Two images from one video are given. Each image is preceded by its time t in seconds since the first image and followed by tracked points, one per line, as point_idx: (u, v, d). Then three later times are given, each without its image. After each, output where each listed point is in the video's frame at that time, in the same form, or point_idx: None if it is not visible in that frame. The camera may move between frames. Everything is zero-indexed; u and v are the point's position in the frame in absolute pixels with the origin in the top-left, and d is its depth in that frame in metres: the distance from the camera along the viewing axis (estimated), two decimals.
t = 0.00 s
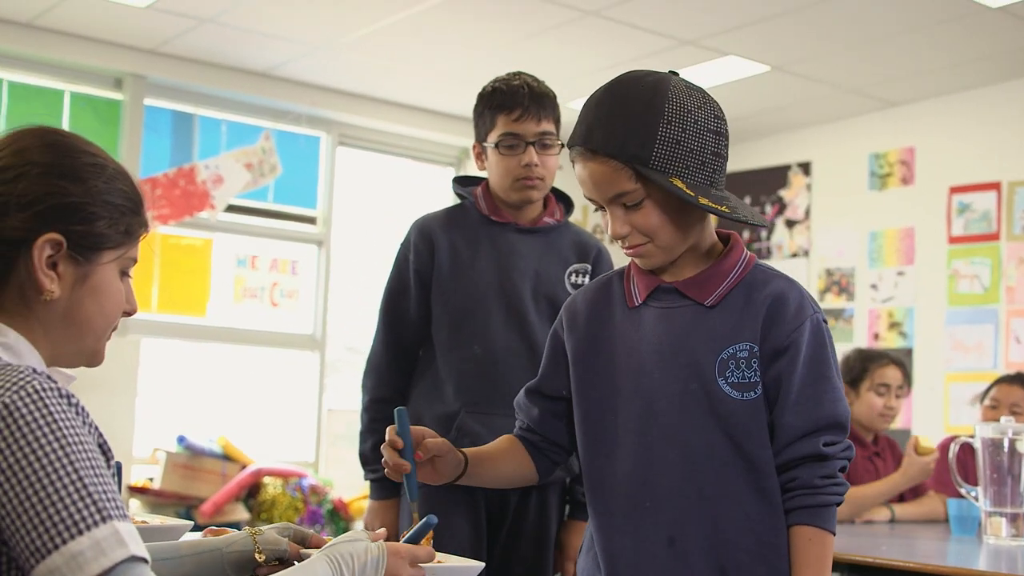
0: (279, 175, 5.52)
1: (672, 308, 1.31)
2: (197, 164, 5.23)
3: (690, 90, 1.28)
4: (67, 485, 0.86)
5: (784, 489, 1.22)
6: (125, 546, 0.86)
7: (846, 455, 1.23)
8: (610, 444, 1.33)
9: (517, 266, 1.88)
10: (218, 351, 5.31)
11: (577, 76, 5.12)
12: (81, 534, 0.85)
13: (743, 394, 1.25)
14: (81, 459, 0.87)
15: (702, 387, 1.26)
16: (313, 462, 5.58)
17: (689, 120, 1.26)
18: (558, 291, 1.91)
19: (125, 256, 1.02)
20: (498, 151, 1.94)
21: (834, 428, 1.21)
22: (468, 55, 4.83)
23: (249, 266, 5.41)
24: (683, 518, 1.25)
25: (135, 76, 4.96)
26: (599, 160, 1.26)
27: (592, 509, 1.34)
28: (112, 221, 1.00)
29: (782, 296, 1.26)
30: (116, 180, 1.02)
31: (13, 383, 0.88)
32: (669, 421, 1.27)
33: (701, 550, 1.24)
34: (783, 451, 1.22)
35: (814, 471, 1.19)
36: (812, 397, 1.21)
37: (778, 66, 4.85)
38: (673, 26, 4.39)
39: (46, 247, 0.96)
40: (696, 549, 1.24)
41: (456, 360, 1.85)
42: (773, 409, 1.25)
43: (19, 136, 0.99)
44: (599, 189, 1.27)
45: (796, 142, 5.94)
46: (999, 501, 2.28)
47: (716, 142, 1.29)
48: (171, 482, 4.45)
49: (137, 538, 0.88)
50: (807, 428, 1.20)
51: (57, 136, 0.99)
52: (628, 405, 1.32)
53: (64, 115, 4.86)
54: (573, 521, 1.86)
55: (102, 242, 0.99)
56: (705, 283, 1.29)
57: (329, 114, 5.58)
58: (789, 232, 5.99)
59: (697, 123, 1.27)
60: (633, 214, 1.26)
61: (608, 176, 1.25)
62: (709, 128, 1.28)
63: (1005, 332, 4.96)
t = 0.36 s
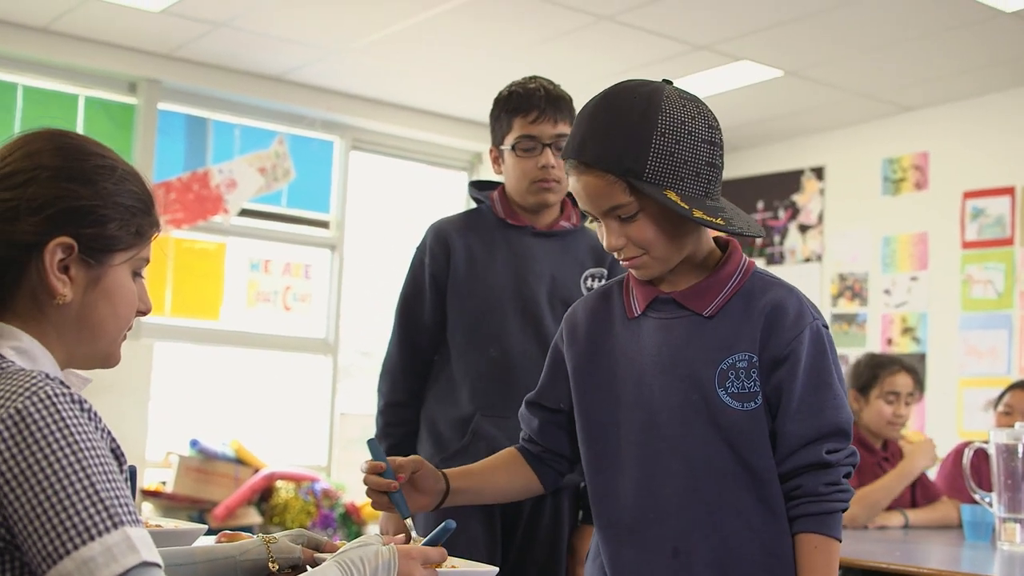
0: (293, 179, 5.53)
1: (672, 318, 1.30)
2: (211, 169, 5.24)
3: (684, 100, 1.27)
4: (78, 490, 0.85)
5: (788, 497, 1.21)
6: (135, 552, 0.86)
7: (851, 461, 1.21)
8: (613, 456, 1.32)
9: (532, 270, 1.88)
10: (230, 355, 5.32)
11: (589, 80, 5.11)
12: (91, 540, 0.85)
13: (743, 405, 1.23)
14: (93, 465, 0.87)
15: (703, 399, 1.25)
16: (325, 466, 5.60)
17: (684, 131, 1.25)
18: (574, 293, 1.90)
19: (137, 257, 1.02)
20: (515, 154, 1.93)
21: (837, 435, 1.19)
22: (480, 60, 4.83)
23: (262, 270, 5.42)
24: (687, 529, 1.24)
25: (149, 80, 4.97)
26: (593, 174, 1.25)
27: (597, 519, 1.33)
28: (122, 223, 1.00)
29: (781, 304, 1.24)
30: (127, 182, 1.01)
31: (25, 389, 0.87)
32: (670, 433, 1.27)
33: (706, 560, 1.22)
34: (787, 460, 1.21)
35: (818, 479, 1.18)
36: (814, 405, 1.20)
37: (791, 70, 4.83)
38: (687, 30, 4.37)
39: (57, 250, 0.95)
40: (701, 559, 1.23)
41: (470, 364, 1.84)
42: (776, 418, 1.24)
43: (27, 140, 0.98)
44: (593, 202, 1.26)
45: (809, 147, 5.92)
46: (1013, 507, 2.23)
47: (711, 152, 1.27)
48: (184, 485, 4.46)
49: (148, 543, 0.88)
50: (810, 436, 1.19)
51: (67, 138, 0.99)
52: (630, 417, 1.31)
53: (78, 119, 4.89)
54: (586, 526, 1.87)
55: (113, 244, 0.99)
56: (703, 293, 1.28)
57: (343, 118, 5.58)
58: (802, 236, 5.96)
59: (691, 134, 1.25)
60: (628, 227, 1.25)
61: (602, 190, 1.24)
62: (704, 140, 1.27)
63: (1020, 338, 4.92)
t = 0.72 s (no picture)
0: (302, 178, 5.54)
1: (670, 319, 1.30)
2: (221, 168, 5.25)
3: (671, 104, 1.26)
4: (91, 489, 0.85)
5: (786, 497, 1.20)
6: (147, 551, 0.86)
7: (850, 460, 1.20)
8: (612, 457, 1.32)
9: (548, 270, 1.87)
10: (240, 354, 5.33)
11: (598, 80, 5.10)
12: (103, 539, 0.85)
13: (740, 405, 1.23)
14: (105, 463, 0.87)
15: (699, 400, 1.25)
16: (335, 465, 5.60)
17: (672, 136, 1.24)
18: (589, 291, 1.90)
19: (146, 253, 1.02)
20: (530, 153, 1.92)
21: (833, 435, 1.18)
22: (489, 59, 4.83)
23: (272, 269, 5.43)
24: (684, 530, 1.23)
25: (159, 80, 4.98)
26: (584, 182, 1.24)
27: (598, 520, 1.33)
28: (131, 220, 0.99)
29: (777, 303, 1.24)
30: (135, 178, 1.01)
31: (37, 388, 0.87)
32: (666, 434, 1.26)
33: (704, 562, 1.22)
34: (783, 460, 1.20)
35: (814, 478, 1.17)
36: (809, 404, 1.19)
37: (801, 69, 4.82)
38: (696, 29, 4.36)
39: (66, 249, 0.95)
40: (699, 561, 1.22)
41: (486, 361, 1.84)
42: (772, 417, 1.23)
43: (36, 140, 0.99)
44: (586, 210, 1.25)
45: (820, 146, 5.90)
46: None
47: (701, 155, 1.26)
48: (194, 483, 4.45)
49: (161, 542, 0.88)
50: (805, 435, 1.18)
51: (74, 137, 0.99)
52: (628, 417, 1.31)
53: (88, 119, 4.90)
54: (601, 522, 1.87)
55: (122, 241, 0.98)
56: (699, 295, 1.27)
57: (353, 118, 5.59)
58: (812, 236, 5.95)
59: (680, 139, 1.24)
60: (623, 234, 1.24)
61: (595, 198, 1.23)
62: (695, 143, 1.26)
63: None
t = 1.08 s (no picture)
0: (311, 179, 5.54)
1: (681, 321, 1.29)
2: (230, 169, 5.25)
3: (695, 105, 1.26)
4: (99, 490, 0.85)
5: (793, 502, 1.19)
6: (155, 552, 0.85)
7: (858, 468, 1.19)
8: (620, 458, 1.32)
9: (559, 272, 1.87)
10: (248, 354, 5.33)
11: (607, 82, 5.10)
12: (111, 541, 0.84)
13: (749, 408, 1.22)
14: (113, 464, 0.86)
15: (708, 402, 1.24)
16: (342, 466, 5.60)
17: (695, 137, 1.23)
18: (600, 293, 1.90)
19: (156, 253, 1.02)
20: (540, 158, 1.91)
21: (842, 442, 1.17)
22: (497, 61, 4.83)
23: (280, 271, 5.43)
24: (690, 532, 1.22)
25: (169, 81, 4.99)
26: (604, 179, 1.23)
27: (605, 520, 1.33)
28: (141, 220, 0.99)
29: (788, 307, 1.23)
30: (144, 178, 1.01)
31: (45, 389, 0.87)
32: (675, 436, 1.25)
33: (709, 563, 1.21)
34: (791, 464, 1.19)
35: (821, 483, 1.16)
36: (818, 410, 1.18)
37: (810, 72, 4.81)
38: (705, 32, 4.35)
39: (75, 249, 0.95)
40: (704, 563, 1.21)
41: (498, 362, 1.84)
42: (782, 422, 1.22)
43: (43, 141, 0.98)
44: (603, 207, 1.24)
45: (829, 149, 5.89)
46: None
47: (721, 158, 1.26)
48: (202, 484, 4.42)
49: (169, 543, 0.87)
50: (814, 440, 1.17)
51: (83, 138, 0.99)
52: (638, 417, 1.30)
53: (98, 121, 4.91)
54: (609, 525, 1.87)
55: (130, 242, 0.98)
56: (712, 297, 1.26)
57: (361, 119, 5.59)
58: (820, 239, 5.93)
59: (702, 140, 1.24)
60: (640, 232, 1.23)
61: (614, 195, 1.22)
62: (715, 146, 1.25)
63: None
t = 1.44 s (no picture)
0: (311, 180, 5.54)
1: (680, 322, 1.29)
2: (230, 169, 5.25)
3: (702, 102, 1.26)
4: (99, 490, 0.85)
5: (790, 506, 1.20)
6: (156, 553, 0.85)
7: (857, 471, 1.19)
8: (618, 459, 1.31)
9: (558, 273, 1.87)
10: (249, 355, 5.33)
11: (608, 82, 5.09)
12: (111, 541, 0.84)
13: (746, 410, 1.22)
14: (113, 464, 0.86)
15: (706, 403, 1.24)
16: (343, 466, 5.59)
17: (699, 132, 1.24)
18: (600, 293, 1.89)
19: (153, 247, 1.02)
20: (538, 158, 1.91)
21: (841, 445, 1.18)
22: (498, 61, 4.83)
23: (281, 271, 5.43)
24: (687, 534, 1.22)
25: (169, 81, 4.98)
26: (605, 168, 1.23)
27: (601, 519, 1.32)
28: (137, 215, 0.99)
29: (788, 310, 1.23)
30: (137, 173, 1.00)
31: (46, 389, 0.87)
32: (673, 436, 1.25)
33: (705, 563, 1.20)
34: (789, 467, 1.19)
35: (820, 487, 1.16)
36: (817, 412, 1.18)
37: (811, 72, 4.80)
38: (706, 31, 4.35)
39: (73, 247, 0.95)
40: (701, 564, 1.21)
41: (497, 362, 1.84)
42: (779, 424, 1.22)
43: (34, 142, 0.97)
44: (603, 196, 1.24)
45: (830, 148, 5.89)
46: None
47: (725, 157, 1.26)
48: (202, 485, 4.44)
49: (170, 543, 0.87)
50: (812, 443, 1.17)
51: (74, 136, 0.98)
52: (634, 417, 1.30)
53: (99, 121, 4.91)
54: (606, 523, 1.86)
55: (127, 237, 0.98)
56: (715, 296, 1.26)
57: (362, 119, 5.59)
58: (821, 238, 5.93)
59: (706, 136, 1.24)
60: (638, 223, 1.23)
61: (614, 184, 1.23)
62: (718, 144, 1.25)
63: None
